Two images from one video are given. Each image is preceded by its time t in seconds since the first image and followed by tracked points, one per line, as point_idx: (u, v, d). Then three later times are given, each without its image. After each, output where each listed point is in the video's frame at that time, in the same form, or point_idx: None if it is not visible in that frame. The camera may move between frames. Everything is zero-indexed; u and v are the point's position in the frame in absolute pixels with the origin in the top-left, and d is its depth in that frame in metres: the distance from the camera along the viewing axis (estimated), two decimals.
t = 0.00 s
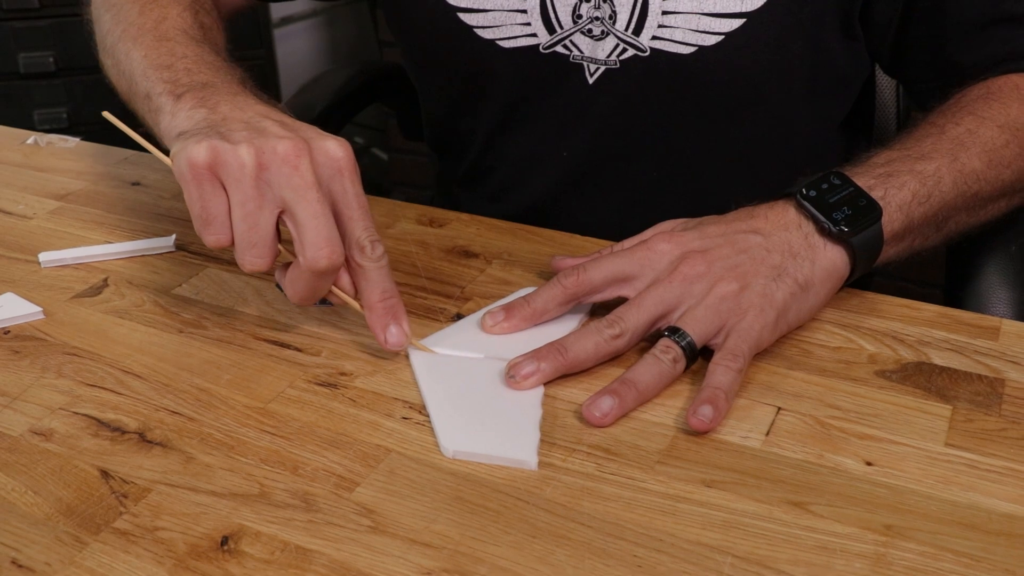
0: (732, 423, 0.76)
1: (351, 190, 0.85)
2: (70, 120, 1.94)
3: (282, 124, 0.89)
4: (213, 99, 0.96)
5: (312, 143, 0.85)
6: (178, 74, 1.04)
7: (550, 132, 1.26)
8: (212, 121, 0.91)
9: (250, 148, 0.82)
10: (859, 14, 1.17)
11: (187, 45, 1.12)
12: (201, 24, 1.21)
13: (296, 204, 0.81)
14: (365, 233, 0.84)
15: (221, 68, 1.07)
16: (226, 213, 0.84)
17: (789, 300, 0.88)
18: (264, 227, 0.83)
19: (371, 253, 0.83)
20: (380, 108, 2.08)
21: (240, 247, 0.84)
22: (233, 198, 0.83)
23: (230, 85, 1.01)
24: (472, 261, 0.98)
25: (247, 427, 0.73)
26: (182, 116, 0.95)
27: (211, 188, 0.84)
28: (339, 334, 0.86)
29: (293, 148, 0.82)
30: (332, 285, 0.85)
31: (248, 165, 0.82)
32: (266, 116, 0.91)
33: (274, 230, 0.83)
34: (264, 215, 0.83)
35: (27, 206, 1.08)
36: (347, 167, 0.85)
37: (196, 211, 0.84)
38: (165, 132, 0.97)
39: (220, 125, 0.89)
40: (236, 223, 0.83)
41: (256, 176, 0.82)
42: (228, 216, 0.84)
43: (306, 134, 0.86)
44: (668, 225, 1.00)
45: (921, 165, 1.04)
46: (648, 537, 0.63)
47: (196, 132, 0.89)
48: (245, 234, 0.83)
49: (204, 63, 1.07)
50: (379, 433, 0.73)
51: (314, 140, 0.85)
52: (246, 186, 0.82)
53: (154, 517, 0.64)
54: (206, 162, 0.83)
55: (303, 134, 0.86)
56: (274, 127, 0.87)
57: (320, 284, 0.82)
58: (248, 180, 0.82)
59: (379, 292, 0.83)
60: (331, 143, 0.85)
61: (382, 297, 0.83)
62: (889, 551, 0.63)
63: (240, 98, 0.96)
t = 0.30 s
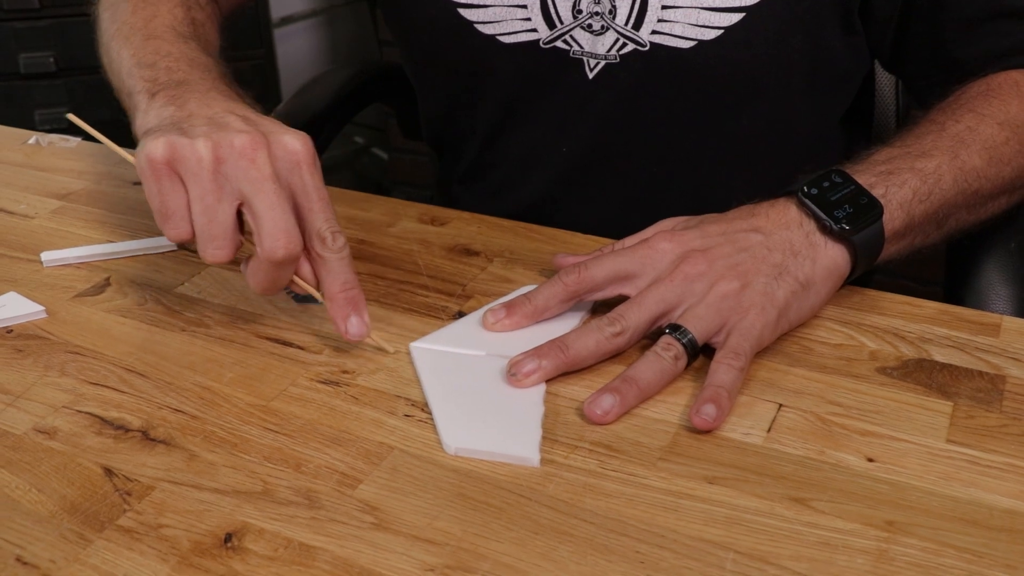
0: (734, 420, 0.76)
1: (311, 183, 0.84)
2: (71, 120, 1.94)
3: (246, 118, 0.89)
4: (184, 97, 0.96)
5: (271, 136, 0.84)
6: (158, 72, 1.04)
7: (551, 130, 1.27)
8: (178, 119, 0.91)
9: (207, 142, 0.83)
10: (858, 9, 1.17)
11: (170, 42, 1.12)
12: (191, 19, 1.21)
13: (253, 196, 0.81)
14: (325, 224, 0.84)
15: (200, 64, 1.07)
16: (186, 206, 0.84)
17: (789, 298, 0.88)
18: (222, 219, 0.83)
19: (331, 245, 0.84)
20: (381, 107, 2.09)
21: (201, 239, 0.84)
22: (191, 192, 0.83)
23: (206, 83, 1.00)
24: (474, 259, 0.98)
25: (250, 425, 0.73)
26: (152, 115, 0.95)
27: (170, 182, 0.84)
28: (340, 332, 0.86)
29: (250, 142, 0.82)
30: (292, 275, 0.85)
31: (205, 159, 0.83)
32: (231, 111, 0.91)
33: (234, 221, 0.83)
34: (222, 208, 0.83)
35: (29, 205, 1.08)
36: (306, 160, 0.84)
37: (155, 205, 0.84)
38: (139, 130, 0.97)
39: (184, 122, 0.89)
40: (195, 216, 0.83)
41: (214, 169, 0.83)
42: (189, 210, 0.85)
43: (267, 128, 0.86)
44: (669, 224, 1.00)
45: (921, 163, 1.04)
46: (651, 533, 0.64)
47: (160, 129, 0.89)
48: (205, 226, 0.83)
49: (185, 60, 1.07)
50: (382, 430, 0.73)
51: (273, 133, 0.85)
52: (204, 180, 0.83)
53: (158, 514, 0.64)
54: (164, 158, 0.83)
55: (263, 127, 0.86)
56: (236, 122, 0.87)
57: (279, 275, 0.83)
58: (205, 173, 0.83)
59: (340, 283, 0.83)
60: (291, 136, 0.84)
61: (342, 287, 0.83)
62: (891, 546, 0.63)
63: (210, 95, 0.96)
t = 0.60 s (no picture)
0: (738, 422, 0.76)
1: (371, 183, 0.84)
2: (74, 119, 1.94)
3: (292, 133, 0.90)
4: (229, 121, 0.96)
5: (323, 146, 0.86)
6: (199, 99, 1.04)
7: (554, 130, 1.27)
8: (227, 144, 0.91)
9: (260, 160, 0.84)
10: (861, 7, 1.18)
11: (204, 66, 1.12)
12: (219, 39, 1.21)
13: (316, 206, 0.82)
14: (394, 221, 0.83)
15: (236, 85, 1.07)
16: (252, 229, 0.85)
17: (793, 301, 0.88)
18: (288, 233, 0.83)
19: (404, 241, 0.83)
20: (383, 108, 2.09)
21: (272, 258, 0.84)
22: (254, 212, 0.84)
23: (248, 105, 1.01)
24: (478, 261, 0.98)
25: (256, 426, 0.73)
26: (202, 144, 0.95)
27: (231, 208, 0.85)
28: (346, 333, 0.86)
29: (302, 152, 0.84)
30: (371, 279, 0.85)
31: (260, 177, 0.83)
32: (276, 128, 0.92)
33: (299, 235, 0.83)
34: (287, 222, 0.83)
35: (35, 206, 1.08)
36: (362, 163, 0.84)
37: (221, 232, 0.85)
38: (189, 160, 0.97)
39: (233, 145, 0.90)
40: (262, 234, 0.83)
41: (271, 186, 0.84)
42: (253, 232, 0.85)
43: (316, 139, 0.87)
44: (674, 227, 1.00)
45: (925, 165, 1.05)
46: (655, 535, 0.64)
47: (211, 156, 0.89)
48: (272, 244, 0.83)
49: (224, 84, 1.07)
50: (387, 431, 0.73)
51: (323, 142, 0.86)
52: (263, 198, 0.83)
53: (165, 514, 0.64)
54: (219, 183, 0.84)
55: (312, 138, 0.88)
56: (284, 137, 0.88)
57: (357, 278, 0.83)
58: (264, 191, 0.83)
59: (421, 277, 0.83)
60: (338, 143, 0.85)
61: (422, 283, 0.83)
62: (895, 548, 0.64)
63: (255, 116, 0.96)
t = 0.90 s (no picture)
0: (744, 425, 0.76)
1: (388, 203, 0.84)
2: (80, 117, 1.95)
3: (311, 146, 0.90)
4: (246, 129, 0.96)
5: (342, 162, 0.85)
6: (212, 106, 1.05)
7: (560, 132, 1.27)
8: (245, 154, 0.91)
9: (280, 175, 0.84)
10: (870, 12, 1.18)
11: (217, 72, 1.12)
12: (232, 44, 1.21)
13: (333, 225, 0.82)
14: (409, 242, 0.84)
15: (251, 92, 1.07)
16: (268, 243, 0.85)
17: (799, 305, 0.88)
18: (304, 249, 0.83)
19: (418, 262, 0.83)
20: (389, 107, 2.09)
21: (285, 273, 0.84)
22: (271, 226, 0.84)
23: (265, 113, 1.01)
24: (484, 261, 0.98)
25: (262, 426, 0.73)
26: (218, 152, 0.95)
27: (249, 221, 0.85)
28: (351, 334, 0.86)
29: (322, 168, 0.84)
30: (382, 298, 0.85)
31: (280, 192, 0.83)
32: (295, 140, 0.92)
33: (315, 251, 0.83)
34: (303, 238, 0.83)
35: (41, 204, 1.08)
36: (381, 181, 0.85)
37: (237, 245, 0.85)
38: (205, 168, 0.98)
39: (251, 156, 0.90)
40: (278, 249, 0.84)
41: (290, 202, 0.84)
42: (269, 245, 0.85)
43: (334, 154, 0.87)
44: (681, 229, 1.00)
45: (933, 171, 1.04)
46: (661, 537, 0.64)
47: (229, 167, 0.89)
48: (288, 259, 0.83)
49: (238, 91, 1.07)
50: (392, 432, 0.73)
51: (342, 159, 0.86)
52: (281, 214, 0.83)
53: (170, 513, 0.64)
54: (239, 196, 0.84)
55: (332, 153, 0.87)
56: (303, 151, 0.88)
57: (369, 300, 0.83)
58: (282, 207, 0.83)
59: (433, 298, 0.83)
60: (358, 160, 0.85)
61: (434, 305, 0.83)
62: (901, 553, 0.64)
63: (273, 126, 0.96)
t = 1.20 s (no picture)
0: (748, 427, 0.76)
1: (401, 200, 0.85)
2: (83, 117, 1.95)
3: (327, 135, 0.89)
4: (256, 115, 0.96)
5: (359, 153, 0.85)
6: (217, 91, 1.04)
7: (563, 135, 1.27)
8: (258, 137, 0.90)
9: (297, 162, 0.83)
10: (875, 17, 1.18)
11: (221, 61, 1.12)
12: (232, 36, 1.21)
13: (345, 218, 0.81)
14: (417, 241, 0.84)
15: (256, 81, 1.07)
16: (279, 228, 0.84)
17: (805, 306, 0.88)
18: (314, 240, 0.83)
19: (425, 261, 0.84)
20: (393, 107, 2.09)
21: (292, 261, 0.83)
22: (284, 213, 0.83)
23: (272, 100, 1.01)
24: (488, 263, 0.98)
25: (265, 427, 0.73)
26: (227, 134, 0.94)
27: (261, 205, 0.84)
28: (355, 335, 0.86)
29: (340, 159, 0.83)
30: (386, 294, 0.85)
31: (296, 179, 0.82)
32: (310, 127, 0.91)
33: (325, 242, 0.83)
34: (315, 228, 0.83)
35: (44, 204, 1.08)
36: (395, 177, 0.85)
37: (247, 228, 0.84)
38: (210, 151, 0.97)
39: (266, 140, 0.89)
40: (288, 237, 0.83)
41: (305, 190, 0.83)
42: (280, 231, 0.84)
43: (352, 145, 0.87)
44: (685, 230, 1.00)
45: (938, 172, 1.04)
46: (665, 541, 0.63)
47: (242, 150, 0.89)
48: (297, 247, 0.83)
49: (243, 79, 1.07)
50: (395, 433, 0.73)
51: (359, 150, 0.85)
52: (295, 202, 0.82)
53: (173, 514, 0.64)
54: (254, 179, 0.83)
55: (348, 144, 0.87)
56: (319, 139, 0.87)
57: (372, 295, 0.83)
58: (297, 195, 0.82)
59: (436, 299, 0.84)
60: (375, 153, 0.85)
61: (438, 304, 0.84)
62: (906, 557, 0.63)
63: (284, 113, 0.96)
